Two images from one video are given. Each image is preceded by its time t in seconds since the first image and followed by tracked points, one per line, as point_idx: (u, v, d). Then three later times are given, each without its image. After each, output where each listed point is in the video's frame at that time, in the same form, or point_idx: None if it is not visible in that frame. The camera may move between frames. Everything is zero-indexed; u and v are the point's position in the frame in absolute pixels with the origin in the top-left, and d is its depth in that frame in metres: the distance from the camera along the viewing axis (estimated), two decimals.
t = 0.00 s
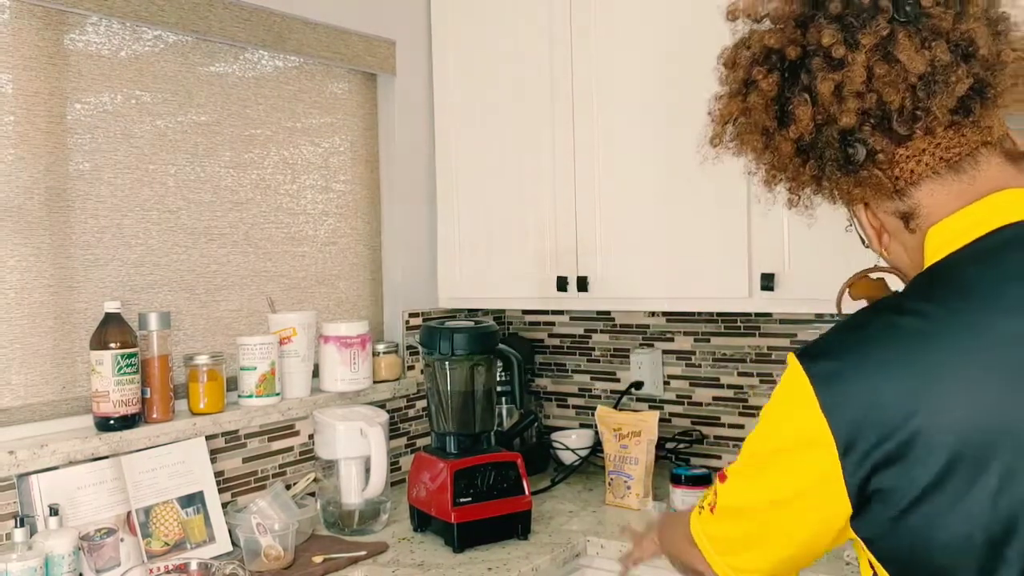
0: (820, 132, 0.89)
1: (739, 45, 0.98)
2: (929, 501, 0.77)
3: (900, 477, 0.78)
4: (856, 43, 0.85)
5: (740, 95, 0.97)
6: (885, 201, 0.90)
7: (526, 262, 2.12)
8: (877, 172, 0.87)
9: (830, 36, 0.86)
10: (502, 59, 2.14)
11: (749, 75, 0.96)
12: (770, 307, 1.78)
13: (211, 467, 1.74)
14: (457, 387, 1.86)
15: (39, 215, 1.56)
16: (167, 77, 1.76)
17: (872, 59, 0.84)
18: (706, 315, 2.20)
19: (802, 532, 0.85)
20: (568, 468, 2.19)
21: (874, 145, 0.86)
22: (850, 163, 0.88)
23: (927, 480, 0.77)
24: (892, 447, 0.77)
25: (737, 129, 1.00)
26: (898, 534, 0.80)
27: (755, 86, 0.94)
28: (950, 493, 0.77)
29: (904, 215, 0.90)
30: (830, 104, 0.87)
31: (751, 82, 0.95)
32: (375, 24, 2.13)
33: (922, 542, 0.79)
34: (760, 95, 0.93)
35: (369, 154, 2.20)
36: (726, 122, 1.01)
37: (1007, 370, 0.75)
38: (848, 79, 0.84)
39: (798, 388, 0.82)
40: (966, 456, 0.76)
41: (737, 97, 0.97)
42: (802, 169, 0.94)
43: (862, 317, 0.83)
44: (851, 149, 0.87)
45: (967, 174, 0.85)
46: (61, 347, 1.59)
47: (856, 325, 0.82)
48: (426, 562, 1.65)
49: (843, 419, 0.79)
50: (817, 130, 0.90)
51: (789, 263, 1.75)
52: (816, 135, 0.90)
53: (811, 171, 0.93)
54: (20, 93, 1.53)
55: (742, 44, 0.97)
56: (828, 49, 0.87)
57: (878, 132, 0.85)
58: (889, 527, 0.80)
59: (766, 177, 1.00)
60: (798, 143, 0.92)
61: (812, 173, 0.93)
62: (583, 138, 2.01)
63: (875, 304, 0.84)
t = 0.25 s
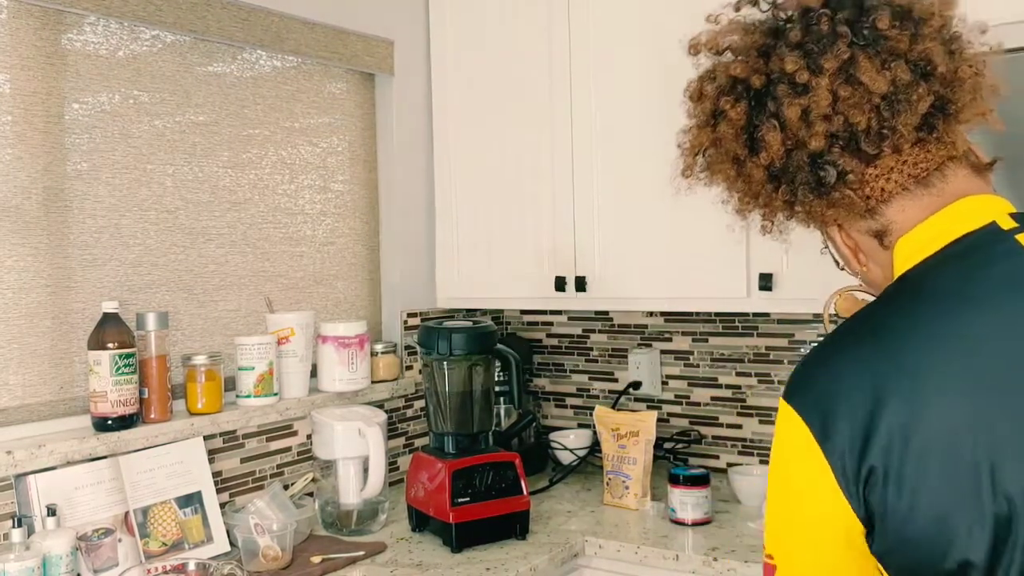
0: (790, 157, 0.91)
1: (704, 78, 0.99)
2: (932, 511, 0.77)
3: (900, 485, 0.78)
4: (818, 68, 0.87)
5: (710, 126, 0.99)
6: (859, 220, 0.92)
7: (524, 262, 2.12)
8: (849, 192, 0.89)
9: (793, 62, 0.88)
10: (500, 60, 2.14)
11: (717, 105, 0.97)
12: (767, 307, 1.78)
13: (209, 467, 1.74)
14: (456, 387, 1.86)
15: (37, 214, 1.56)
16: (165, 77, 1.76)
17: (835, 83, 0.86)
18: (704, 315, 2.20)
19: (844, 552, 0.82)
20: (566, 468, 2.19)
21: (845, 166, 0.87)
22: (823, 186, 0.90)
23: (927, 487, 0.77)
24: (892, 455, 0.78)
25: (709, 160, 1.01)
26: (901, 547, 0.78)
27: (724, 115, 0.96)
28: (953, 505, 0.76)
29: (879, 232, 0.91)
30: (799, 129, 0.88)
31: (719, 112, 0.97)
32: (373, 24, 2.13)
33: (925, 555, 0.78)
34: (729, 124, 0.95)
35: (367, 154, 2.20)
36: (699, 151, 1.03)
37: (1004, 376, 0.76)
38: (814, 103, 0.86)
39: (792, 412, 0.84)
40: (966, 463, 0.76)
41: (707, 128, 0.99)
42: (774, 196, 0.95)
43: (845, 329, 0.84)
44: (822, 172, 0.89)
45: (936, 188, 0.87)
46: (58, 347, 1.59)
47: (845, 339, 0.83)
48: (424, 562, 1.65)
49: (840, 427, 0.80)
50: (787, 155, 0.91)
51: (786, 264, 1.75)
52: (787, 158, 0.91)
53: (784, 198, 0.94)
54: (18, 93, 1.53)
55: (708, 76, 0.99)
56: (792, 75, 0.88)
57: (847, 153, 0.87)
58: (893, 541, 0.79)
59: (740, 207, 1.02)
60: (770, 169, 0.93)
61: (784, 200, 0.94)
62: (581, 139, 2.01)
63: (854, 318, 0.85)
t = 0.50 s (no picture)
0: (757, 185, 0.90)
1: (668, 120, 0.99)
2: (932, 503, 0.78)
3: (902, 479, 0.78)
4: (775, 95, 0.86)
5: (678, 165, 0.99)
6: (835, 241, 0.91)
7: (524, 262, 2.12)
8: (822, 213, 0.87)
9: (750, 92, 0.88)
10: (501, 60, 2.14)
11: (682, 144, 0.97)
12: (767, 307, 1.78)
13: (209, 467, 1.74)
14: (456, 387, 1.86)
15: (37, 214, 1.56)
16: (165, 77, 1.76)
17: (792, 108, 0.85)
18: (704, 315, 2.20)
19: (872, 559, 0.82)
20: (566, 468, 2.19)
21: (813, 189, 0.86)
22: (794, 211, 0.88)
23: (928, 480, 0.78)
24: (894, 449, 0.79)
25: (682, 198, 1.01)
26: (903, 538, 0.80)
27: (689, 153, 0.95)
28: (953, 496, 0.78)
29: (856, 250, 0.90)
30: (765, 156, 0.88)
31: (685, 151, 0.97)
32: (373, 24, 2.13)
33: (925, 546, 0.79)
34: (695, 160, 0.94)
35: (366, 155, 2.20)
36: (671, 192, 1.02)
37: (1007, 373, 0.77)
38: (774, 130, 0.86)
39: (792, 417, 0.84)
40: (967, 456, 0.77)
41: (675, 169, 0.99)
42: (749, 226, 0.94)
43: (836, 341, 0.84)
44: (792, 197, 0.88)
45: (905, 201, 0.86)
46: (58, 347, 1.59)
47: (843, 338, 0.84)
48: (424, 562, 1.65)
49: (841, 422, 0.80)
50: (756, 183, 0.90)
51: (787, 264, 1.75)
52: (756, 185, 0.90)
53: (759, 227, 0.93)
54: (18, 93, 1.53)
55: (672, 117, 0.99)
56: (750, 106, 0.88)
57: (813, 176, 0.86)
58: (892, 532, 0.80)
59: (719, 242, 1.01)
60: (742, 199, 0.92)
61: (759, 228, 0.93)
62: (582, 140, 2.01)
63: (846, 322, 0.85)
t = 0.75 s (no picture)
0: (733, 203, 0.91)
1: (641, 148, 1.01)
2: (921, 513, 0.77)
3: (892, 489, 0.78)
4: (746, 113, 0.89)
5: (653, 191, 0.99)
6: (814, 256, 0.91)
7: (524, 264, 2.12)
8: (799, 230, 0.88)
9: (722, 112, 0.89)
10: (500, 61, 2.14)
11: (656, 169, 0.98)
12: (767, 307, 1.79)
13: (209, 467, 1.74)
14: (456, 387, 1.86)
15: (37, 214, 1.56)
16: (165, 77, 1.76)
17: (764, 126, 0.87)
18: (704, 315, 2.20)
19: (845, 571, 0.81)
20: (566, 468, 2.19)
21: (789, 206, 0.88)
22: (772, 229, 0.89)
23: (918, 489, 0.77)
24: (884, 458, 0.78)
25: (659, 222, 1.01)
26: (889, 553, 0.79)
27: (665, 176, 0.96)
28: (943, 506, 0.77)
29: (835, 265, 0.91)
30: (740, 175, 0.89)
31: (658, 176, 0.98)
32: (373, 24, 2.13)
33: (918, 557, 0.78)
34: (670, 184, 0.95)
35: (366, 155, 2.20)
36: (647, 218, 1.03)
37: (989, 376, 0.77)
38: (748, 149, 0.87)
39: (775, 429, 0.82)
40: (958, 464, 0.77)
41: (649, 194, 1.00)
42: (727, 247, 0.95)
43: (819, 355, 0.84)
44: (769, 215, 0.89)
45: (881, 214, 0.88)
46: (58, 347, 1.59)
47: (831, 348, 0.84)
48: (424, 562, 1.65)
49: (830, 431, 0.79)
50: (732, 202, 0.91)
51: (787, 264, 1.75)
52: (732, 203, 0.91)
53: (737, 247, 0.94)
54: (18, 93, 1.53)
55: (646, 143, 1.01)
56: (723, 126, 0.90)
57: (788, 192, 0.88)
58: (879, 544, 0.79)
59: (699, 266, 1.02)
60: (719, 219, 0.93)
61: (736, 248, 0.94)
62: (582, 139, 2.01)
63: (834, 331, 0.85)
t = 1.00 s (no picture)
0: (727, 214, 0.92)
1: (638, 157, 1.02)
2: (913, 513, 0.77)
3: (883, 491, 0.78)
4: (742, 122, 0.89)
5: (651, 199, 1.01)
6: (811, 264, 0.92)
7: (525, 265, 2.12)
8: (796, 238, 0.89)
9: (719, 120, 0.90)
10: (500, 61, 2.14)
11: (655, 177, 0.99)
12: (767, 307, 1.78)
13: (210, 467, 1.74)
14: (456, 387, 1.86)
15: (38, 215, 1.56)
16: (165, 77, 1.76)
17: (760, 134, 0.88)
18: (705, 315, 2.20)
19: None
20: (567, 468, 2.19)
21: (786, 215, 0.88)
22: (770, 237, 0.90)
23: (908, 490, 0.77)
24: (874, 463, 0.78)
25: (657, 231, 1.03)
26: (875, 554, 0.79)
27: (664, 184, 0.97)
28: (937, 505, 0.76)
29: (833, 273, 0.92)
30: (736, 184, 0.90)
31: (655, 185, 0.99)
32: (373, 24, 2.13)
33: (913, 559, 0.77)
34: (669, 193, 0.96)
35: (367, 155, 2.20)
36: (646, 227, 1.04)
37: (980, 376, 0.77)
38: (745, 157, 0.88)
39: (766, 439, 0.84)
40: (951, 472, 0.76)
41: (647, 204, 1.01)
42: (726, 255, 0.96)
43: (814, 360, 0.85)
44: (767, 223, 0.90)
45: (878, 221, 0.89)
46: (59, 347, 1.59)
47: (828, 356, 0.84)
48: (425, 562, 1.65)
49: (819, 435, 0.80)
50: (729, 210, 0.92)
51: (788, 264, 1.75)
52: (731, 210, 0.92)
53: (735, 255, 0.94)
54: (18, 93, 1.53)
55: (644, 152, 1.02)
56: (720, 133, 0.91)
57: (785, 201, 0.88)
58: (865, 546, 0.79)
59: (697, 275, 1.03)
60: (718, 227, 0.94)
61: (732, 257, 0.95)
62: (580, 140, 2.01)
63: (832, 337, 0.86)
